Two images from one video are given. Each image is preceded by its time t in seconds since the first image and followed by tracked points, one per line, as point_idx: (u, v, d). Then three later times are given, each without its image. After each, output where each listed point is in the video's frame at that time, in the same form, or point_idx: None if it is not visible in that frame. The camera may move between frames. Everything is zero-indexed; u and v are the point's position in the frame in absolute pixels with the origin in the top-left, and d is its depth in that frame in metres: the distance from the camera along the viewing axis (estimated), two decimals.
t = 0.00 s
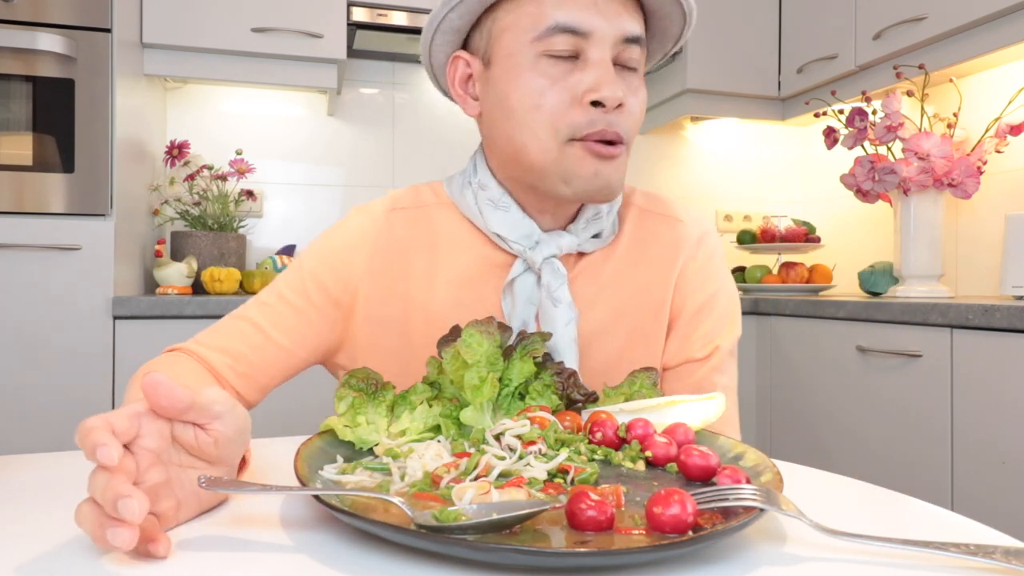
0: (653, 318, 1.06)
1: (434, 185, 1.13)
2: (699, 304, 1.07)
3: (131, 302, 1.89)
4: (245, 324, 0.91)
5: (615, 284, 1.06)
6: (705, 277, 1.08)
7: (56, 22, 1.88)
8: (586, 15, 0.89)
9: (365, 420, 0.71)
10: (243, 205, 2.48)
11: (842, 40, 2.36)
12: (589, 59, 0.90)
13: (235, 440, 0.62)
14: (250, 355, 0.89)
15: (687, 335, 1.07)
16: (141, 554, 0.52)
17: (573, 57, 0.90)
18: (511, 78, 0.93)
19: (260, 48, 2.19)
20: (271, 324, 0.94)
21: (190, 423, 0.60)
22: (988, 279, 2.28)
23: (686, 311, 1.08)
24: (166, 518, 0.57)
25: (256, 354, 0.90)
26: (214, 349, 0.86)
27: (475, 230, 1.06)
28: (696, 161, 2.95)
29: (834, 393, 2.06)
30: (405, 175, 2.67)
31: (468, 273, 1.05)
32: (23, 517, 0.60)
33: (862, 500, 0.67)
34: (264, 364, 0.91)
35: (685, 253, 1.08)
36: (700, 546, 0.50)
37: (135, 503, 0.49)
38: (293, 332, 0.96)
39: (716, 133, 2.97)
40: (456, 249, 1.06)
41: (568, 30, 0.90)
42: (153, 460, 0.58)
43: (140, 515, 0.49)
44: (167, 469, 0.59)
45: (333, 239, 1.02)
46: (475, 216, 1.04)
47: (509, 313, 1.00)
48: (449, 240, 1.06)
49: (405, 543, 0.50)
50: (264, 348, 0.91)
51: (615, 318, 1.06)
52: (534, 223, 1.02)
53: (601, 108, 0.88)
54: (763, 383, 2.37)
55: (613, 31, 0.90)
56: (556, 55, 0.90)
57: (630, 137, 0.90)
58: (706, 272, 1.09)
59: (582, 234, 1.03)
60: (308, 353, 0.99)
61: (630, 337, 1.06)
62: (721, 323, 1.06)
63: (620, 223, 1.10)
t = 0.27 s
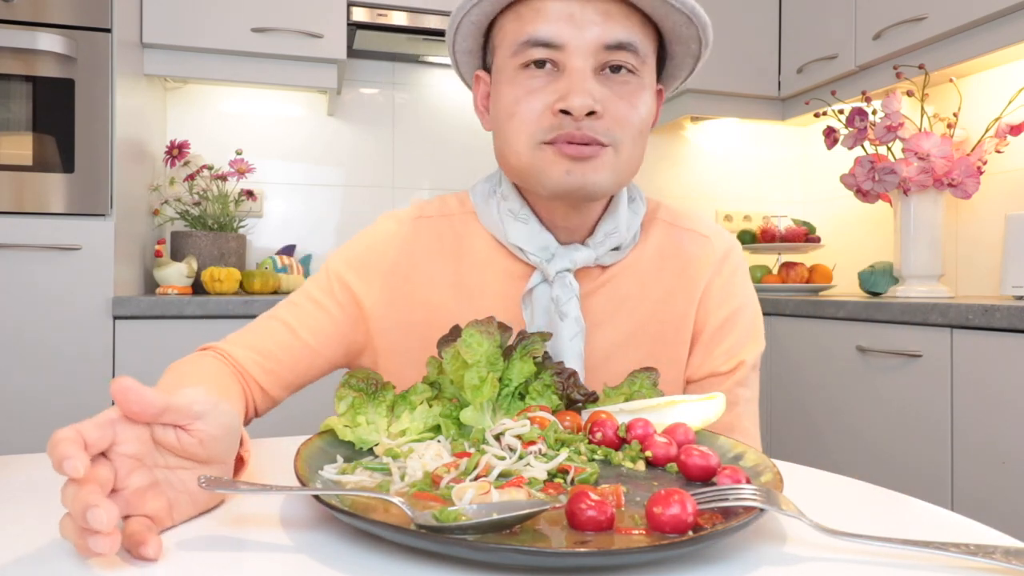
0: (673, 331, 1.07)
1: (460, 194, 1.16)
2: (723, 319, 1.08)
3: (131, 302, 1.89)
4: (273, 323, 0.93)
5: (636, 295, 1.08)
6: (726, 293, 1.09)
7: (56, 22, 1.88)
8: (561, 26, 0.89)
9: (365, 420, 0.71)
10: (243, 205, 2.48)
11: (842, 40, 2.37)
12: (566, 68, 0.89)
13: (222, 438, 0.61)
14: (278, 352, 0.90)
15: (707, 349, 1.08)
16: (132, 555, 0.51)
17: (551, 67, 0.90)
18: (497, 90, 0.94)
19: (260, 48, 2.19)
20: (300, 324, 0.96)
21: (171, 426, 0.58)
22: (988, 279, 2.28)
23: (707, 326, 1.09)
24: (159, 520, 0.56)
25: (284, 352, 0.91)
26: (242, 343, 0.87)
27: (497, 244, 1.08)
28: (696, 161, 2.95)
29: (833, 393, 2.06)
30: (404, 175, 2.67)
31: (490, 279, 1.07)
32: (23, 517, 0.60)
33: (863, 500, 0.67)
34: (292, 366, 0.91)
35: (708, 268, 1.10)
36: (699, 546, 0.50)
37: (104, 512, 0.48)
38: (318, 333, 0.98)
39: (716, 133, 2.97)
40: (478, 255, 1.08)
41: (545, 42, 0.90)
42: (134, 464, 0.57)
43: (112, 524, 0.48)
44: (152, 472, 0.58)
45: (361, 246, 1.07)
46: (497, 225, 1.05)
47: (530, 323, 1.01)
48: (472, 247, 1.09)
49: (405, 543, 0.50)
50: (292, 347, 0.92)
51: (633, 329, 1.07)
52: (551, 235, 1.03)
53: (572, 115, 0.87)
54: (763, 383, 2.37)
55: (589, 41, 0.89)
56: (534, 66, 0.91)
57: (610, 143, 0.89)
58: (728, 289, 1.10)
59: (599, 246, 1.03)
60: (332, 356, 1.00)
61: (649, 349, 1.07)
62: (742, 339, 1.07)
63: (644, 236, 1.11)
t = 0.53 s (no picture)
0: (678, 340, 1.08)
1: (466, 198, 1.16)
2: (727, 327, 1.08)
3: (131, 303, 1.89)
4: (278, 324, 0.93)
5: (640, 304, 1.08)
6: (731, 301, 1.10)
7: (56, 22, 1.88)
8: (558, 26, 0.89)
9: (365, 420, 0.71)
10: (243, 205, 2.48)
11: (842, 40, 2.37)
12: (565, 67, 0.89)
13: (215, 443, 0.60)
14: (282, 353, 0.90)
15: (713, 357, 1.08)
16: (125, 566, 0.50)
17: (550, 68, 0.90)
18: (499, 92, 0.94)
19: (260, 48, 2.19)
20: (304, 324, 0.96)
21: (159, 431, 0.57)
22: (988, 279, 2.28)
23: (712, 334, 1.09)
24: (151, 529, 0.54)
25: (288, 353, 0.91)
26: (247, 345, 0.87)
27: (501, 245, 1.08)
28: (696, 161, 2.95)
29: (833, 393, 2.06)
30: (404, 175, 2.67)
31: (495, 280, 1.08)
32: (22, 517, 0.60)
33: (863, 500, 0.67)
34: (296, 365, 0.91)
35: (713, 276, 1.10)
36: (699, 546, 0.50)
37: (91, 523, 0.46)
38: (324, 333, 0.98)
39: (716, 133, 2.97)
40: (484, 257, 1.09)
41: (542, 42, 0.90)
42: (121, 473, 0.56)
43: (101, 536, 0.47)
44: (141, 480, 0.57)
45: (368, 247, 1.07)
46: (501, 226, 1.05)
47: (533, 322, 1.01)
48: (477, 250, 1.09)
49: (405, 543, 0.50)
50: (296, 347, 0.92)
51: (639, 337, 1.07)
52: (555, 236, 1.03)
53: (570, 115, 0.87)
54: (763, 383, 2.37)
55: (587, 40, 0.89)
56: (533, 66, 0.91)
57: (609, 142, 0.89)
58: (734, 297, 1.10)
59: (601, 249, 1.03)
60: (338, 357, 1.00)
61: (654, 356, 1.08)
62: (748, 347, 1.07)
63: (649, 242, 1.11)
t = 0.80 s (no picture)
0: (680, 342, 1.08)
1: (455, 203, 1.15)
2: (727, 328, 1.10)
3: (131, 303, 1.89)
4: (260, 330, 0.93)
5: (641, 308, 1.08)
6: (731, 303, 1.10)
7: (56, 22, 1.88)
8: (544, 22, 0.88)
9: (365, 421, 0.71)
10: (243, 205, 2.48)
11: (842, 40, 2.37)
12: (553, 64, 0.89)
13: (224, 448, 0.60)
14: (261, 361, 0.90)
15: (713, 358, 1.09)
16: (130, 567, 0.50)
17: (537, 66, 0.90)
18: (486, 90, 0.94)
19: (260, 48, 2.19)
20: (284, 332, 0.95)
21: (171, 431, 0.58)
22: (988, 279, 2.28)
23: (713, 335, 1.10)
24: (154, 529, 0.55)
25: (266, 360, 0.90)
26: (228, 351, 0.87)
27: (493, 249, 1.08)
28: (696, 161, 2.95)
29: (833, 394, 2.06)
30: (404, 175, 2.67)
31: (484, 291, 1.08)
32: (23, 517, 0.60)
33: (862, 500, 0.68)
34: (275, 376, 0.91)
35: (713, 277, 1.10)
36: (700, 546, 0.50)
37: (119, 517, 0.47)
38: (305, 343, 0.97)
39: (716, 133, 2.97)
40: (474, 268, 1.09)
41: (529, 40, 0.89)
42: (133, 472, 0.56)
43: (126, 531, 0.47)
44: (149, 479, 0.57)
45: (356, 256, 1.06)
46: (493, 231, 1.05)
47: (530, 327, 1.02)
48: (467, 260, 1.09)
49: (405, 544, 0.50)
50: (275, 356, 0.92)
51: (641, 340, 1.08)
52: (549, 242, 1.02)
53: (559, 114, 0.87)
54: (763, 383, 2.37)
55: (575, 34, 0.88)
56: (521, 65, 0.91)
57: (600, 140, 0.89)
58: (733, 297, 1.10)
59: (600, 251, 1.02)
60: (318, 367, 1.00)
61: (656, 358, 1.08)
62: (747, 348, 1.09)
63: (646, 243, 1.10)
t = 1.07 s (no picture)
0: (685, 348, 1.08)
1: (452, 208, 1.16)
2: (731, 335, 1.10)
3: (131, 303, 1.89)
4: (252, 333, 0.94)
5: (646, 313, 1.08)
6: (735, 309, 1.10)
7: (56, 22, 1.88)
8: (537, 36, 0.87)
9: (365, 420, 0.71)
10: (243, 205, 2.48)
11: (842, 39, 2.36)
12: (546, 79, 0.88)
13: (225, 450, 0.59)
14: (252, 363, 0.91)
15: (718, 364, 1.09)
16: (132, 568, 0.50)
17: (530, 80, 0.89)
18: (478, 103, 0.93)
19: (260, 48, 2.19)
20: (278, 336, 0.97)
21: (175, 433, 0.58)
22: (988, 279, 2.28)
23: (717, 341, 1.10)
24: (153, 530, 0.55)
25: (257, 361, 0.92)
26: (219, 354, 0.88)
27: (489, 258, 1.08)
28: (696, 161, 2.95)
29: (833, 394, 2.06)
30: (404, 175, 2.67)
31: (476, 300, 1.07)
32: (22, 517, 0.60)
33: (862, 500, 0.68)
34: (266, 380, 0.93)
35: (717, 283, 1.10)
36: (700, 546, 0.50)
37: (128, 518, 0.47)
38: (298, 346, 0.99)
39: (716, 133, 2.97)
40: (470, 277, 1.08)
41: (522, 54, 0.88)
42: (136, 472, 0.57)
43: (134, 532, 0.47)
44: (150, 480, 0.58)
45: (352, 262, 1.07)
46: (488, 242, 1.05)
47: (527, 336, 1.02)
48: (462, 266, 1.09)
49: (405, 544, 0.50)
50: (267, 358, 0.93)
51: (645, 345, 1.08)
52: (545, 255, 1.02)
53: (552, 133, 0.86)
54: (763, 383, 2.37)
55: (568, 48, 0.87)
56: (513, 79, 0.89)
57: (595, 161, 0.88)
58: (737, 304, 1.11)
59: (597, 265, 1.02)
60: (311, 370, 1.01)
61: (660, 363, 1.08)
62: (752, 355, 1.09)
63: (648, 250, 1.10)
